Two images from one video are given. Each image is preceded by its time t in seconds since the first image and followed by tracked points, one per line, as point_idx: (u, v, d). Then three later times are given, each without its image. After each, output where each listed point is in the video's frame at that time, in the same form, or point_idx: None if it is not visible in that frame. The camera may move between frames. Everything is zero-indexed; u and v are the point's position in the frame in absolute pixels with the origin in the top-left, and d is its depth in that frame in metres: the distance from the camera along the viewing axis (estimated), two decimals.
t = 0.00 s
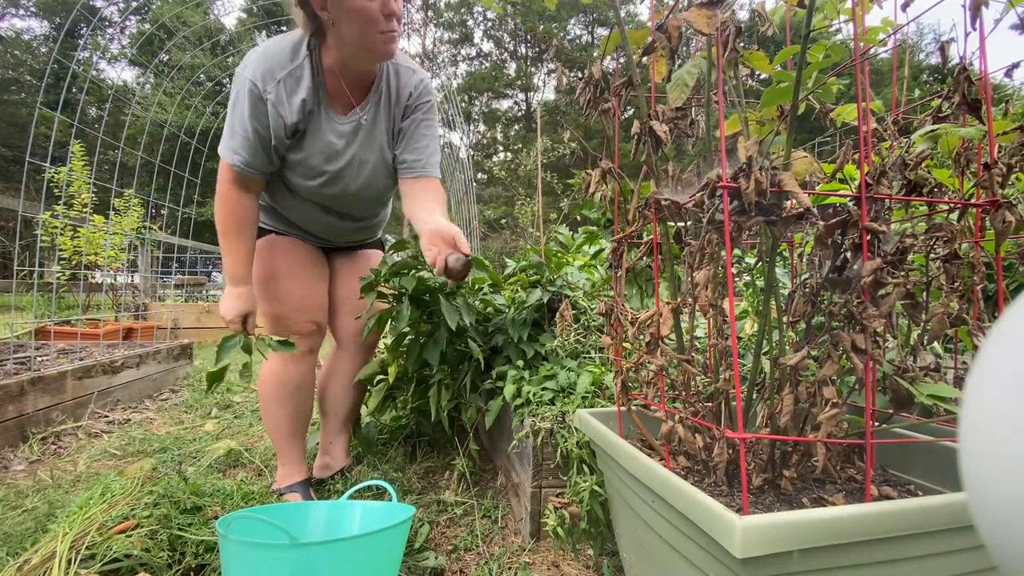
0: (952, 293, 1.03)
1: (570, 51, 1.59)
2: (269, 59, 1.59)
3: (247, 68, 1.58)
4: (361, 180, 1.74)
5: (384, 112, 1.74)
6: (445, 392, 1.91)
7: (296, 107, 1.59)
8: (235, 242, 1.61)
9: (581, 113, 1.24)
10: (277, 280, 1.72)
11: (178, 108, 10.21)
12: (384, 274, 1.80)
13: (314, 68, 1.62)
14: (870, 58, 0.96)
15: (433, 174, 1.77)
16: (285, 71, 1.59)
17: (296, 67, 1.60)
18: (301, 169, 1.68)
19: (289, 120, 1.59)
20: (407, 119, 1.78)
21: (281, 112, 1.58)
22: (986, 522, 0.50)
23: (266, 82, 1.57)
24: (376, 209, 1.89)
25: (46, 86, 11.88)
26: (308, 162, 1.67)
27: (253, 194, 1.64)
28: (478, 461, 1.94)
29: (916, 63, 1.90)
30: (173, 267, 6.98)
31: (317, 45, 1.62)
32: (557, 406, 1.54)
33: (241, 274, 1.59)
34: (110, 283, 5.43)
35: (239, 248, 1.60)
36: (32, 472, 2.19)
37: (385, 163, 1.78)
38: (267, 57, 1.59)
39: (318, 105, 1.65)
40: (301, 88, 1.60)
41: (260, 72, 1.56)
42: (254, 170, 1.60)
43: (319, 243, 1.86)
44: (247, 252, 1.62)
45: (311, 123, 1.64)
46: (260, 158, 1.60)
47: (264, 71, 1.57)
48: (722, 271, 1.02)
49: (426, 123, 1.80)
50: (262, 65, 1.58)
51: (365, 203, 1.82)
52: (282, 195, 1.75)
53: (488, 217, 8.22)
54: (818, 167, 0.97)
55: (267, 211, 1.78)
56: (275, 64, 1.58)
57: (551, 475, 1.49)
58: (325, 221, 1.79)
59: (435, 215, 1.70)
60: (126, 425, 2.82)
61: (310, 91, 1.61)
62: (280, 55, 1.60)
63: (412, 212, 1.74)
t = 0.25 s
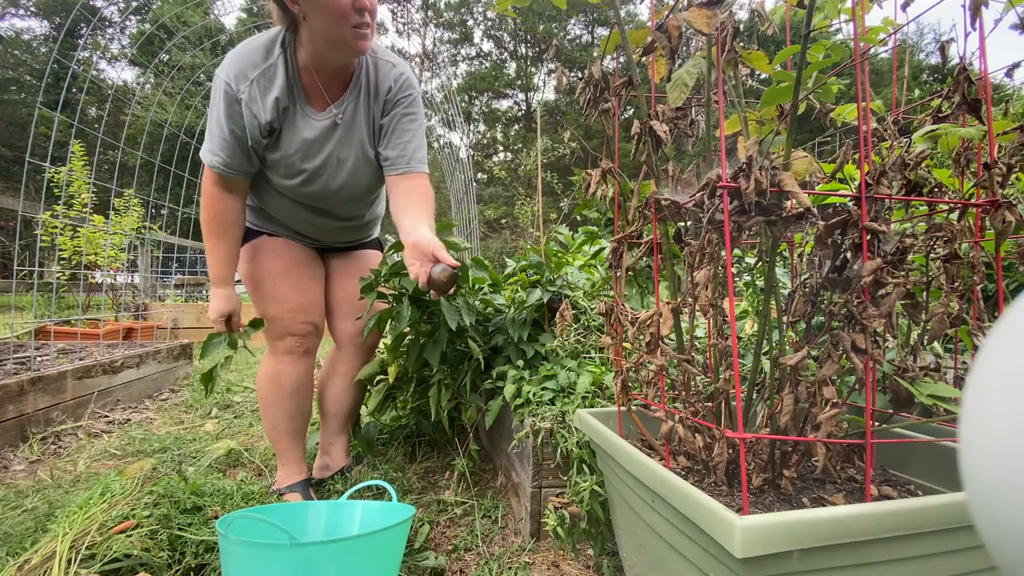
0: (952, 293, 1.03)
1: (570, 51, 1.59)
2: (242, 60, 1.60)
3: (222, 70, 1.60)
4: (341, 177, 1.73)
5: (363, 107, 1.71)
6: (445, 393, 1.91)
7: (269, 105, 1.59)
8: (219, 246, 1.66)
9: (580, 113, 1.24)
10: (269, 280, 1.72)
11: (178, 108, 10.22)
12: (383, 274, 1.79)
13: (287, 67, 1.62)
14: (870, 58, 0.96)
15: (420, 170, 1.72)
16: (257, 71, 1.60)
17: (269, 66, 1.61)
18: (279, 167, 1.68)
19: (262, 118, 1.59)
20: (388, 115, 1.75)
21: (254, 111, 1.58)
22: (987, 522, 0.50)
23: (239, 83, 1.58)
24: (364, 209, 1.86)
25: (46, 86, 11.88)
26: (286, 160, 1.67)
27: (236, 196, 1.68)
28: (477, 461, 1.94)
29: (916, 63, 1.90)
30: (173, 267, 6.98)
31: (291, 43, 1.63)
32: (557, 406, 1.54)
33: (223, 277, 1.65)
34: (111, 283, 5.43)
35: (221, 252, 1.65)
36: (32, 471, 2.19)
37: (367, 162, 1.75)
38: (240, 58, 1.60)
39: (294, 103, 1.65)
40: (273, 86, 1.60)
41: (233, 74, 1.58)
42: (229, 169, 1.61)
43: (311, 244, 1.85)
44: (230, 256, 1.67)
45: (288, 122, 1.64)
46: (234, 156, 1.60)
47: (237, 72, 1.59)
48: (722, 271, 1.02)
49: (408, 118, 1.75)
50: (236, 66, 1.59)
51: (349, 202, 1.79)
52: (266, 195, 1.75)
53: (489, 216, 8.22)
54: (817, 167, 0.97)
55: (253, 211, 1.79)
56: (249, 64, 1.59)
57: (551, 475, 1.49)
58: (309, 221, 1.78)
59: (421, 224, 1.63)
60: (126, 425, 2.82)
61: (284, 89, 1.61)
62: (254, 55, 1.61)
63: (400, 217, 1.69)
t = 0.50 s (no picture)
0: (952, 293, 1.03)
1: (570, 51, 1.59)
2: (245, 60, 1.60)
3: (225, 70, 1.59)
4: (343, 181, 1.72)
5: (367, 111, 1.69)
6: (445, 392, 1.91)
7: (271, 106, 1.58)
8: (221, 247, 1.66)
9: (580, 113, 1.24)
10: (269, 280, 1.72)
11: (178, 108, 10.23)
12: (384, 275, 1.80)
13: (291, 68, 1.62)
14: (870, 58, 0.96)
15: (426, 175, 1.72)
16: (260, 72, 1.59)
17: (271, 67, 1.60)
18: (281, 169, 1.68)
19: (264, 119, 1.58)
20: (391, 119, 1.73)
21: (256, 112, 1.57)
22: (987, 522, 0.50)
23: (241, 83, 1.57)
24: (365, 212, 1.86)
25: (46, 85, 11.88)
26: (288, 161, 1.66)
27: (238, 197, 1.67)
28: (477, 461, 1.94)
29: (916, 62, 1.90)
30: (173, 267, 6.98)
31: (293, 45, 1.62)
32: (557, 406, 1.54)
33: (224, 278, 1.65)
34: (110, 283, 5.42)
35: (223, 253, 1.64)
36: (32, 471, 2.19)
37: (369, 166, 1.74)
38: (243, 58, 1.59)
39: (297, 105, 1.64)
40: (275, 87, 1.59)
41: (236, 74, 1.58)
42: (231, 169, 1.61)
43: (311, 245, 1.85)
44: (231, 257, 1.67)
45: (291, 124, 1.64)
46: (236, 156, 1.60)
47: (240, 72, 1.58)
48: (722, 271, 1.02)
49: (413, 122, 1.74)
50: (239, 66, 1.59)
51: (351, 203, 1.79)
52: (267, 196, 1.75)
53: (489, 216, 8.22)
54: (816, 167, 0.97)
55: (255, 211, 1.79)
56: (252, 65, 1.59)
57: (551, 475, 1.49)
58: (311, 222, 1.78)
59: (432, 233, 1.64)
60: (126, 425, 2.82)
61: (286, 91, 1.60)
62: (257, 56, 1.60)
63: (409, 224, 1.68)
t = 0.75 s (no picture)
0: (953, 293, 1.03)
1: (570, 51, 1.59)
2: (262, 46, 1.55)
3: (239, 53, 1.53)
4: (353, 176, 1.73)
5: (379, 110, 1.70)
6: (445, 393, 1.91)
7: (288, 94, 1.54)
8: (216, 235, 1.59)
9: (580, 112, 1.24)
10: (266, 279, 1.69)
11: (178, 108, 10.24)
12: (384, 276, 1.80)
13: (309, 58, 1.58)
14: (870, 58, 0.96)
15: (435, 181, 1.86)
16: (279, 58, 1.54)
17: (291, 54, 1.56)
18: (292, 160, 1.65)
19: (282, 106, 1.55)
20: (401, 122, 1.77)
21: (272, 98, 1.53)
22: (986, 522, 0.50)
23: (257, 69, 1.52)
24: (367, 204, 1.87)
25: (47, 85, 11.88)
26: (301, 152, 1.64)
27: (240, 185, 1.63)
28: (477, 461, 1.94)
29: (916, 62, 1.89)
30: (173, 267, 6.98)
31: (313, 34, 1.58)
32: (557, 406, 1.54)
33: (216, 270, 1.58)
34: (111, 283, 5.42)
35: (218, 241, 1.58)
36: (32, 472, 2.19)
37: (378, 162, 1.76)
38: (261, 43, 1.54)
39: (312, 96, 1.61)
40: (293, 75, 1.55)
41: (253, 59, 1.52)
42: (241, 157, 1.56)
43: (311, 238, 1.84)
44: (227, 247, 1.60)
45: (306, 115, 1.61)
46: (247, 142, 1.56)
47: (257, 57, 1.53)
48: (722, 270, 1.02)
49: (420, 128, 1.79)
50: (255, 51, 1.54)
51: (354, 196, 1.80)
52: (273, 185, 1.72)
53: (489, 216, 8.21)
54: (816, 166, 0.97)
55: (256, 199, 1.75)
56: (270, 50, 1.54)
57: (551, 475, 1.49)
58: (313, 213, 1.77)
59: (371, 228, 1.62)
60: (126, 425, 2.82)
61: (304, 81, 1.57)
62: (275, 42, 1.56)
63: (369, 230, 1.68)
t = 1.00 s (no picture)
0: (952, 292, 1.03)
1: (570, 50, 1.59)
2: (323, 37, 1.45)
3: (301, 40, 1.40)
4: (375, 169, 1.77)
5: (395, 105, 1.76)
6: (445, 392, 1.91)
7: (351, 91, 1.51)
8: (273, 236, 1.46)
9: (580, 112, 1.24)
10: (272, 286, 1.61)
11: (178, 108, 10.24)
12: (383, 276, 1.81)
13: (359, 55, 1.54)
14: (870, 57, 0.96)
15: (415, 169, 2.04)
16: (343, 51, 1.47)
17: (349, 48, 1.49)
18: (335, 155, 1.61)
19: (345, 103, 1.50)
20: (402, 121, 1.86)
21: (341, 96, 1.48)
22: (986, 522, 0.50)
23: (328, 62, 1.43)
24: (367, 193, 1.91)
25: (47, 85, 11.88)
26: (345, 148, 1.61)
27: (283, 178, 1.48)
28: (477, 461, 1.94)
29: (916, 61, 1.89)
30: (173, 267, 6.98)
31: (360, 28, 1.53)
32: (557, 406, 1.54)
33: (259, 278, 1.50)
34: (111, 282, 5.42)
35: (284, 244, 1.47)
36: (32, 472, 2.19)
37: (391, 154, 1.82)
38: (319, 34, 1.44)
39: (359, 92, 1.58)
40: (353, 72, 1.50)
41: (319, 50, 1.42)
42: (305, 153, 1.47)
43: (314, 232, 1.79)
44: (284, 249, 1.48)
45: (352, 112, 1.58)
46: (308, 136, 1.46)
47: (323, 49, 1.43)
48: (722, 270, 1.02)
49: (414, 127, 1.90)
50: (313, 42, 1.43)
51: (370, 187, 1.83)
52: (301, 180, 1.64)
53: (488, 215, 8.21)
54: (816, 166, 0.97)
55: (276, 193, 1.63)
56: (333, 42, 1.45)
57: (551, 475, 1.49)
58: (333, 202, 1.73)
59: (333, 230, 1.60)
60: (126, 425, 2.82)
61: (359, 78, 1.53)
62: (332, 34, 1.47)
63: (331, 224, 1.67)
